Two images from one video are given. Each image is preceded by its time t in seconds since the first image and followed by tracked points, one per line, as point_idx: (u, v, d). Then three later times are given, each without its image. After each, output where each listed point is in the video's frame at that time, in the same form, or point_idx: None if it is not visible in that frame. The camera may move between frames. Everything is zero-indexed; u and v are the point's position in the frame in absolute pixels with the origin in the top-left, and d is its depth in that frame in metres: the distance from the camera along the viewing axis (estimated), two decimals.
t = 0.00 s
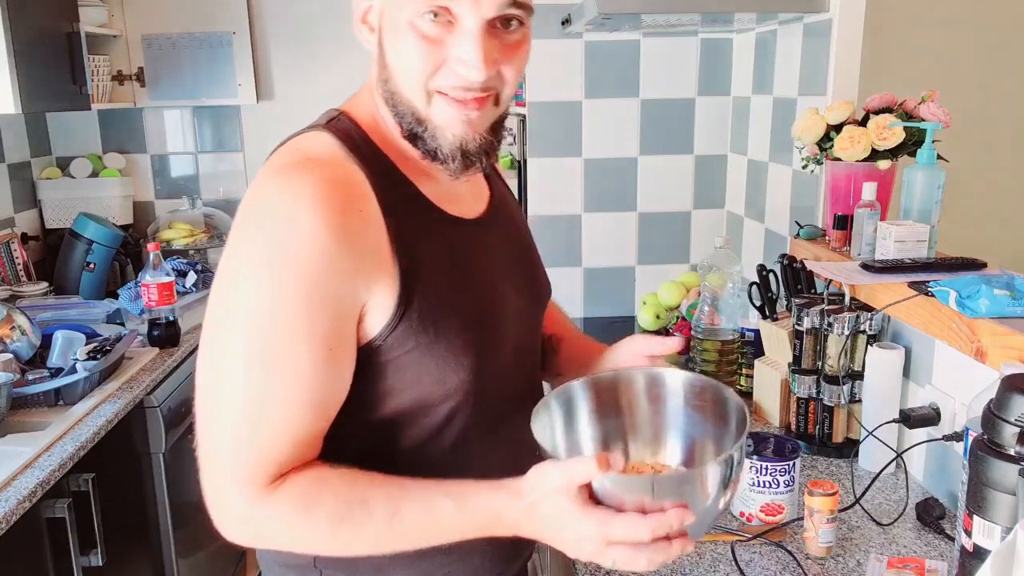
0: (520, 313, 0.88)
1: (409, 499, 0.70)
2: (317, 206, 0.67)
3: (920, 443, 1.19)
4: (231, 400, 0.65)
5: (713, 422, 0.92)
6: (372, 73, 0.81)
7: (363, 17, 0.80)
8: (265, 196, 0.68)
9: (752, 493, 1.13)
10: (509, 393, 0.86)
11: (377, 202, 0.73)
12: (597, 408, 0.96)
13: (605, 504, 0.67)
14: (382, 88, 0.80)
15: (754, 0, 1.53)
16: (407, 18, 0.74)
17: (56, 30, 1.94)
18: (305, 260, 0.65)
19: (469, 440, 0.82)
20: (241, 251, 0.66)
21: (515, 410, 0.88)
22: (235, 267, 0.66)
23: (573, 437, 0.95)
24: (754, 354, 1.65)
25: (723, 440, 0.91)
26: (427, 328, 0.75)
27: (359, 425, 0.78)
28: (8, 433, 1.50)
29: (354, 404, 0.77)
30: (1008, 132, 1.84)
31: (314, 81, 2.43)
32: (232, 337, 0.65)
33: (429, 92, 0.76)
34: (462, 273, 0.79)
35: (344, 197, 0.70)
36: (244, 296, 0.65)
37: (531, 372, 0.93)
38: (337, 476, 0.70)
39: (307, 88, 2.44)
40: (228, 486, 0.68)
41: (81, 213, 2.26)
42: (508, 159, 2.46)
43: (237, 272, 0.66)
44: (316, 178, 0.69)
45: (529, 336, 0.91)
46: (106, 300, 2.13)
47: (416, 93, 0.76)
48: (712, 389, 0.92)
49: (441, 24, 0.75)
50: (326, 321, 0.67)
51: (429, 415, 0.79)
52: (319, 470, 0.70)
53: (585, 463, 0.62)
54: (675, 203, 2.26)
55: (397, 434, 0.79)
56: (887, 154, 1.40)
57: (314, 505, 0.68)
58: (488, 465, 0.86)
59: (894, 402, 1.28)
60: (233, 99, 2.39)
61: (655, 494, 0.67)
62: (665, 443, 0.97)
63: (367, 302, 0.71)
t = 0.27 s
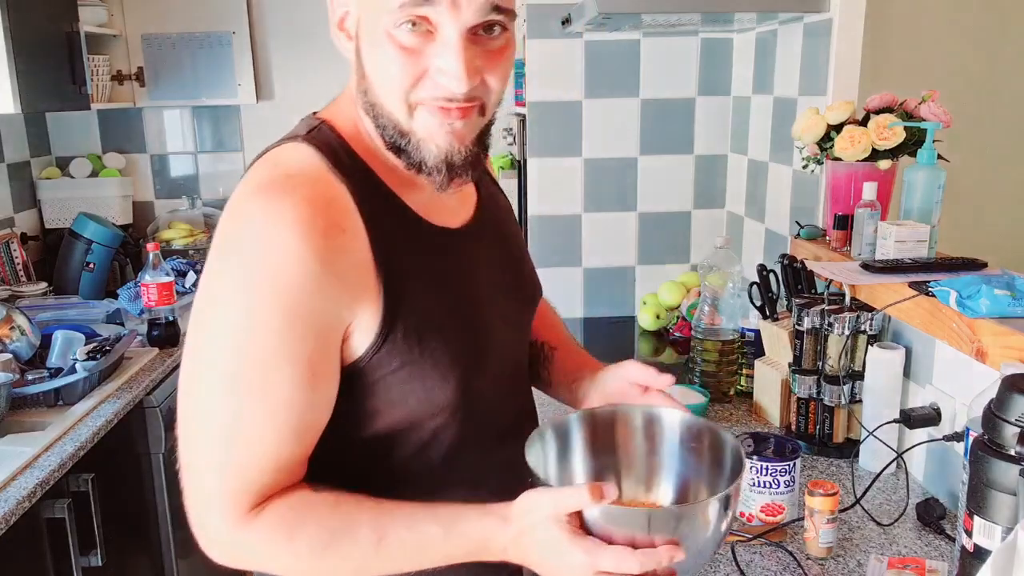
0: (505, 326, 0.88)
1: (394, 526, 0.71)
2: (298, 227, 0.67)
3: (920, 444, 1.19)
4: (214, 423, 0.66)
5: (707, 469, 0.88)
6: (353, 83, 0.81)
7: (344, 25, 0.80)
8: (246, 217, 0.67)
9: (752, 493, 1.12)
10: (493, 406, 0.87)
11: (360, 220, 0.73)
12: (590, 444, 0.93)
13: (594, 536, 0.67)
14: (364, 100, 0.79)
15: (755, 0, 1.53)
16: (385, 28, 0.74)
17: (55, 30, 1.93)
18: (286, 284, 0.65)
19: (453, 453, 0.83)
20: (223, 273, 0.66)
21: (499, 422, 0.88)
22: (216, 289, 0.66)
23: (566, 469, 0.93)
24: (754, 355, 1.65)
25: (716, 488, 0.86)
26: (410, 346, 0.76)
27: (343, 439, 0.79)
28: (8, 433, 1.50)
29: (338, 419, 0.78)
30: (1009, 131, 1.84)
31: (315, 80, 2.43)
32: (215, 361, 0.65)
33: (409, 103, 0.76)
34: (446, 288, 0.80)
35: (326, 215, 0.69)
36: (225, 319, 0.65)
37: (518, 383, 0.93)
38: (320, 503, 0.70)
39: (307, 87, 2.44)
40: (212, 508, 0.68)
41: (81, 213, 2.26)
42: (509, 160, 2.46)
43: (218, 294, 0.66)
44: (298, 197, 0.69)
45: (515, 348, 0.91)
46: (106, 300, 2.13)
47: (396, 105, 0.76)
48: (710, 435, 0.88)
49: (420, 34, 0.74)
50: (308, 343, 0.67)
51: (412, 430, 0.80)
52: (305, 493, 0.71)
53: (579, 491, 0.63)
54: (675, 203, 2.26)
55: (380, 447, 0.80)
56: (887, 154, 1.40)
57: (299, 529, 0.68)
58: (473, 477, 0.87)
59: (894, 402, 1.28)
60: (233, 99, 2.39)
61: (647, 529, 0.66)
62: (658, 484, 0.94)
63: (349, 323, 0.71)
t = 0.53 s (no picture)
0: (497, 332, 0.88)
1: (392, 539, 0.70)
2: (285, 243, 0.67)
3: (920, 443, 1.19)
4: (210, 438, 0.67)
5: (701, 466, 0.90)
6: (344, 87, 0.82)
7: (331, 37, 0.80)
8: (233, 236, 0.68)
9: (752, 493, 1.12)
10: (488, 412, 0.87)
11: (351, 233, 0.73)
12: (584, 448, 0.94)
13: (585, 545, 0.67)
14: (357, 108, 0.79)
15: (754, 0, 1.53)
16: (375, 40, 0.74)
17: (55, 30, 1.93)
18: (274, 299, 0.66)
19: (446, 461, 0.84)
20: (213, 292, 0.67)
21: (494, 428, 0.88)
22: (208, 305, 0.67)
23: (560, 475, 0.94)
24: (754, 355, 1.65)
25: (711, 484, 0.88)
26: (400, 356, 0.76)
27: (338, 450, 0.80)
28: (8, 433, 1.50)
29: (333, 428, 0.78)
30: (1009, 131, 1.84)
31: (315, 80, 2.43)
32: (208, 377, 0.66)
33: (402, 115, 0.76)
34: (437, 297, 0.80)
35: (316, 229, 0.70)
36: (216, 337, 0.66)
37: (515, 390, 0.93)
38: (318, 512, 0.71)
39: (307, 87, 2.43)
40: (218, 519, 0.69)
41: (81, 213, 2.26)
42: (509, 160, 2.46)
43: (210, 310, 0.67)
44: (285, 213, 0.69)
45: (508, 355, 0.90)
46: (105, 301, 2.13)
47: (389, 118, 0.76)
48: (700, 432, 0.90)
49: (409, 48, 0.74)
50: (300, 356, 0.67)
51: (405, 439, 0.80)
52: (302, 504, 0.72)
53: (569, 502, 0.63)
54: (675, 203, 2.26)
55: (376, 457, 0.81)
56: (887, 154, 1.40)
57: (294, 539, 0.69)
58: (470, 483, 0.87)
59: (894, 402, 1.28)
60: (233, 99, 2.38)
61: (637, 534, 0.67)
62: (653, 484, 0.95)
63: (343, 335, 0.72)
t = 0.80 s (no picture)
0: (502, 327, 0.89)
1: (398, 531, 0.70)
2: (300, 236, 0.68)
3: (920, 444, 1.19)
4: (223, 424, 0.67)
5: (713, 509, 0.86)
6: (399, 104, 0.74)
7: (405, 51, 0.70)
8: (249, 229, 0.68)
9: (752, 493, 1.13)
10: (491, 405, 0.88)
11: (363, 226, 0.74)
12: (594, 479, 0.92)
13: None
14: (421, 124, 0.74)
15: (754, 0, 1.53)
16: (488, 75, 0.68)
17: (55, 31, 1.93)
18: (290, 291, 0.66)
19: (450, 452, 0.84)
20: (228, 284, 0.67)
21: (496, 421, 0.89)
22: (221, 297, 0.67)
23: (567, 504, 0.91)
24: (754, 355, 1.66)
25: (720, 529, 0.84)
26: (407, 348, 0.76)
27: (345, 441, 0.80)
28: (8, 433, 1.50)
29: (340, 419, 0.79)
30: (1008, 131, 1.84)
31: (315, 80, 2.43)
32: (223, 367, 0.66)
33: (489, 140, 0.73)
34: (444, 292, 0.80)
35: (328, 221, 0.70)
36: (233, 326, 0.66)
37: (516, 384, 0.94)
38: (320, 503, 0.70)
39: (307, 87, 2.43)
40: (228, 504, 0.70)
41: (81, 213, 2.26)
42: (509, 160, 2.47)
43: (223, 303, 0.67)
44: (299, 207, 0.69)
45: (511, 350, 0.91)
46: (105, 300, 2.13)
47: (477, 145, 0.73)
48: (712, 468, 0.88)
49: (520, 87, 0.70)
50: (313, 347, 0.68)
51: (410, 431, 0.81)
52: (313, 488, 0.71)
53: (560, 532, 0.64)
54: (675, 204, 2.26)
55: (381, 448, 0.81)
56: (887, 154, 1.40)
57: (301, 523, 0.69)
58: (471, 475, 0.88)
59: (894, 402, 1.28)
60: (233, 99, 2.38)
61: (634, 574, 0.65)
62: (661, 523, 0.92)
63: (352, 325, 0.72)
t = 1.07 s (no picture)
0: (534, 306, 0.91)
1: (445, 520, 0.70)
2: (364, 206, 0.69)
3: (921, 444, 1.19)
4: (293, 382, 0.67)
5: (734, 566, 0.99)
6: (463, 102, 0.78)
7: (485, 54, 0.75)
8: (314, 198, 0.69)
9: (752, 493, 1.13)
10: (519, 381, 0.90)
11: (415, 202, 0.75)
12: (626, 528, 1.07)
13: None
14: (481, 122, 0.79)
15: (755, 0, 1.53)
16: (557, 83, 0.75)
17: (55, 31, 1.93)
18: (356, 259, 0.67)
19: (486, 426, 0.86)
20: (294, 249, 0.68)
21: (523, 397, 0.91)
22: (288, 261, 0.68)
23: (600, 548, 1.07)
24: (754, 354, 1.66)
25: None
26: (461, 321, 0.77)
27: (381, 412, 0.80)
28: (8, 433, 1.50)
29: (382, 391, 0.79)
30: (1008, 131, 1.84)
31: (315, 81, 2.43)
32: (291, 326, 0.67)
33: (539, 140, 0.80)
34: (489, 264, 0.82)
35: (386, 192, 0.72)
36: (302, 285, 0.67)
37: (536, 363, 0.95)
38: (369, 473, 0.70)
39: (307, 87, 2.43)
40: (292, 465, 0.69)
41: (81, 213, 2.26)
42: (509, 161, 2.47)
43: (289, 266, 0.68)
44: (360, 179, 0.71)
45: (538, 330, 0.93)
46: (106, 300, 2.13)
47: (531, 142, 0.80)
48: (737, 530, 1.00)
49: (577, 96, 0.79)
50: (375, 317, 0.69)
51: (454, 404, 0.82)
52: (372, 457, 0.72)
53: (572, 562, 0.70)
54: (675, 204, 2.26)
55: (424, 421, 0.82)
56: (887, 154, 1.40)
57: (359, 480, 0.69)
58: (500, 450, 0.89)
59: (894, 402, 1.28)
60: (234, 99, 2.38)
61: None
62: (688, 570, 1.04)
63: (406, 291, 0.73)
